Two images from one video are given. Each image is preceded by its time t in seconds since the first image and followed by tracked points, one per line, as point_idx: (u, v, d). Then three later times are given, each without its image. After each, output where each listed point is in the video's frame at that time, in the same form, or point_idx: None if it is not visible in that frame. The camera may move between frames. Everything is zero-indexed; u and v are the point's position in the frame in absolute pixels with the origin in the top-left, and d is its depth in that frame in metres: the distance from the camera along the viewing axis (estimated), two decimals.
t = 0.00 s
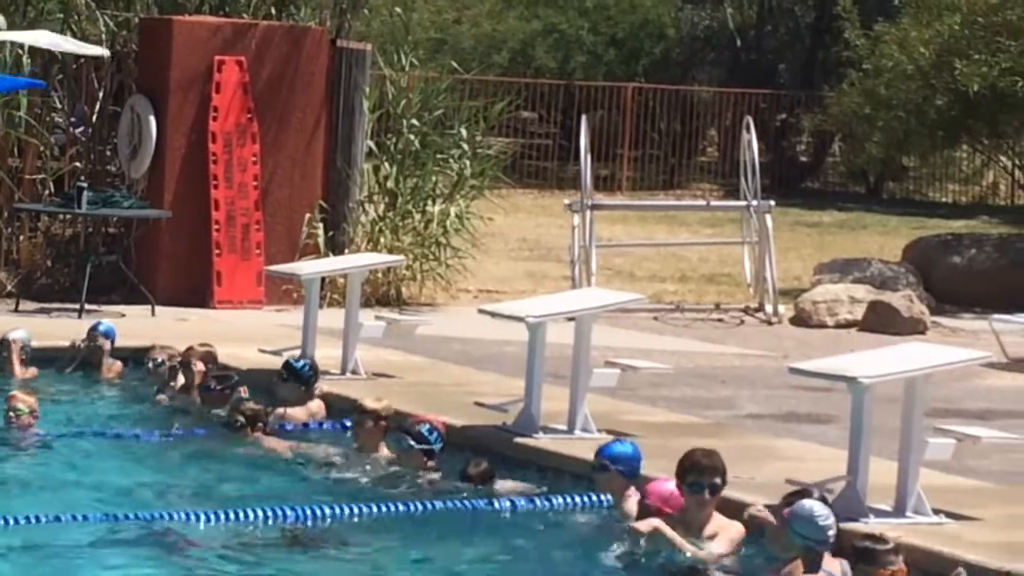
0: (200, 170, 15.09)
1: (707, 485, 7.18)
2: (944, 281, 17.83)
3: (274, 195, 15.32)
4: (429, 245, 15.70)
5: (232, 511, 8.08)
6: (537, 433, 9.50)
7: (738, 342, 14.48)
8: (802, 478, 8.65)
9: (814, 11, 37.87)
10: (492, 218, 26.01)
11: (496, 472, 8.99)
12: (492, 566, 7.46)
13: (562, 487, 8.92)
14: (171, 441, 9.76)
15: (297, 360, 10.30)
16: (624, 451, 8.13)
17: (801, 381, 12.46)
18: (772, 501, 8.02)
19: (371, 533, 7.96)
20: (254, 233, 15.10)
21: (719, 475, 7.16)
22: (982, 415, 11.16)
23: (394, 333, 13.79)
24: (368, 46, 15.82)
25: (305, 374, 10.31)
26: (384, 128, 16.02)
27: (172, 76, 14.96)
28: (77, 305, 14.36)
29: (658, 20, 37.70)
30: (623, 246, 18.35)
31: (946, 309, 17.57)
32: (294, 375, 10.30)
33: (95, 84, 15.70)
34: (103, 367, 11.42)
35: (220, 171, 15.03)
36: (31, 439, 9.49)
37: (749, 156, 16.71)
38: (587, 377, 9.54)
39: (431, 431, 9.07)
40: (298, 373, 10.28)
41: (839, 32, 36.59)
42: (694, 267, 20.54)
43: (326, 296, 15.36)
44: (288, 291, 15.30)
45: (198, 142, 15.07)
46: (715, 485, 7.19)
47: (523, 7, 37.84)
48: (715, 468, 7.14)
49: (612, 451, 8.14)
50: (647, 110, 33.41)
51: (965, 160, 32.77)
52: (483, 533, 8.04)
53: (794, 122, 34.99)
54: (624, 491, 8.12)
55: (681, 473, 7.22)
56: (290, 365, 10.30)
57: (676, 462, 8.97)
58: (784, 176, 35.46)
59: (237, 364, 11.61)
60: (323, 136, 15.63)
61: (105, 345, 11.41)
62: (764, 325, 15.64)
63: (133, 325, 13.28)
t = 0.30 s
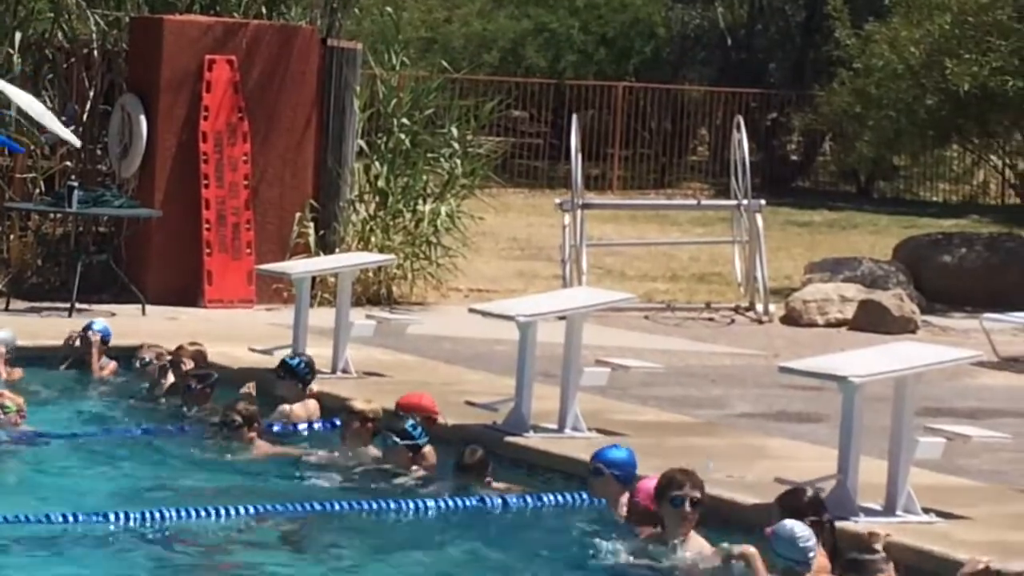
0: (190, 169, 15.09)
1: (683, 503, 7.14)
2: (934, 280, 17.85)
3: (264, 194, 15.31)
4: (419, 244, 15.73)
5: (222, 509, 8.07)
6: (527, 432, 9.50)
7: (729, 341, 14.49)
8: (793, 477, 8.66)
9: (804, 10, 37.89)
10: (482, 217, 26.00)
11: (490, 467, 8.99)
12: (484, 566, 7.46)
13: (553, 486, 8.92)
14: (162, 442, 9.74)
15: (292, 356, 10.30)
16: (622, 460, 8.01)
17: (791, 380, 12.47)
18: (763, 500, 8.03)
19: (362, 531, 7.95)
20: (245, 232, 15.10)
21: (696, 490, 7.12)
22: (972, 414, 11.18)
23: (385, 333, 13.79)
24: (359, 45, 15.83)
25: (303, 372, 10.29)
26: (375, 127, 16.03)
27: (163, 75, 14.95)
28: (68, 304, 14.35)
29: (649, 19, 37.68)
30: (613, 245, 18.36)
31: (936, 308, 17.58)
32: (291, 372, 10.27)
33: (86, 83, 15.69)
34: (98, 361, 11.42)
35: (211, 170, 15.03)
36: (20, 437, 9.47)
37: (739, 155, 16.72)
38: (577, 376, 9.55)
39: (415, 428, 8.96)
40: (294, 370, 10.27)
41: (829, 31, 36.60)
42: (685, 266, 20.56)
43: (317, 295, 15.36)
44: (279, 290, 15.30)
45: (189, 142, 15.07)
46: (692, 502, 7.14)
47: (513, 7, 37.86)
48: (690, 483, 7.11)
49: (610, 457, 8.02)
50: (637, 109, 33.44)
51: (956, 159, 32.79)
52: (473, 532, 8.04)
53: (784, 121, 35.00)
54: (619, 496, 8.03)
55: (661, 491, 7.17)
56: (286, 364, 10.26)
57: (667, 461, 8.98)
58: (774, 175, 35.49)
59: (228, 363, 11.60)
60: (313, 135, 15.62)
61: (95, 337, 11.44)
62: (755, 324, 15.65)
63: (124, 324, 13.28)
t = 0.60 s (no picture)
0: (183, 170, 15.07)
1: (669, 495, 7.23)
2: (928, 279, 17.85)
3: (257, 194, 15.31)
4: (412, 245, 15.77)
5: (214, 510, 8.08)
6: (521, 432, 9.51)
7: (722, 340, 14.49)
8: (786, 476, 8.67)
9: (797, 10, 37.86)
10: (476, 217, 26.02)
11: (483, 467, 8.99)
12: (477, 567, 7.46)
13: (547, 486, 8.93)
14: (155, 443, 9.74)
15: (288, 375, 10.27)
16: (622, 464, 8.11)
17: (785, 379, 12.48)
18: (756, 499, 8.03)
19: (356, 532, 7.95)
20: (238, 232, 15.09)
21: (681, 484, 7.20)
22: (966, 413, 11.18)
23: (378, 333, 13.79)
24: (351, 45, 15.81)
25: (297, 388, 10.21)
26: (367, 127, 15.97)
27: (155, 76, 14.94)
28: (61, 305, 14.36)
29: (641, 19, 37.64)
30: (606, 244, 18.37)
31: (929, 306, 17.60)
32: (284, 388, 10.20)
33: (78, 84, 15.62)
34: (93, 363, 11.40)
35: (204, 170, 15.03)
36: (12, 437, 9.47)
37: (732, 154, 16.72)
38: (571, 376, 9.55)
39: (401, 421, 9.00)
40: (287, 384, 10.21)
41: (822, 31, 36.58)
42: (678, 266, 20.56)
43: (310, 295, 15.36)
44: (271, 290, 15.31)
45: (181, 143, 15.05)
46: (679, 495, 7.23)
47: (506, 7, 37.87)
48: (678, 477, 7.20)
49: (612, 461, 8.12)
50: (630, 109, 33.47)
51: (948, 158, 32.76)
52: (466, 533, 8.05)
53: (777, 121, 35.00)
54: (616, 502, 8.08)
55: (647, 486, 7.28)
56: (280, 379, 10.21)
57: (660, 460, 8.98)
58: (766, 175, 35.51)
59: (222, 364, 11.61)
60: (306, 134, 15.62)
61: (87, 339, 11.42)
62: (748, 324, 15.65)
63: (117, 325, 13.29)
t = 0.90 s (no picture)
0: (179, 165, 15.04)
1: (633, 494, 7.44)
2: (924, 271, 17.84)
3: (252, 189, 15.29)
4: (409, 239, 15.74)
5: (211, 506, 8.07)
6: (518, 425, 9.50)
7: (719, 333, 14.48)
8: (784, 469, 8.66)
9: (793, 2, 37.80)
10: (472, 211, 25.99)
11: (479, 461, 8.98)
12: (475, 562, 7.44)
13: (544, 480, 8.92)
14: (150, 438, 9.72)
15: (283, 368, 10.28)
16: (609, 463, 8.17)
17: (782, 371, 12.47)
18: (753, 492, 8.02)
19: (354, 527, 7.94)
20: (234, 227, 15.07)
21: (641, 489, 7.40)
22: (963, 405, 11.17)
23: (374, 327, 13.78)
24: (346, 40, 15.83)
25: (292, 380, 10.22)
26: (364, 121, 16.03)
27: (150, 71, 14.92)
28: (57, 300, 14.35)
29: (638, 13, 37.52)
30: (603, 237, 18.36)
31: (926, 299, 17.58)
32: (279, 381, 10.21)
33: (74, 79, 15.64)
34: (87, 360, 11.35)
35: (200, 165, 15.01)
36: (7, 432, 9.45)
37: (727, 146, 16.70)
38: (568, 368, 9.54)
39: (401, 417, 9.02)
40: (281, 376, 10.21)
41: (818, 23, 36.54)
42: (675, 258, 20.55)
43: (307, 290, 15.35)
44: (268, 285, 15.30)
45: (177, 138, 15.03)
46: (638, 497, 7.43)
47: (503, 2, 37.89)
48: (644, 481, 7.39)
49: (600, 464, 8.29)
50: (627, 102, 33.46)
51: (945, 151, 32.72)
52: (463, 527, 8.04)
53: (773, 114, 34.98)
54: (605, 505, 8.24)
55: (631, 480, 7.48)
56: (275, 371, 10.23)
57: (658, 453, 8.97)
58: (763, 167, 35.47)
59: (218, 359, 11.60)
60: (301, 129, 15.60)
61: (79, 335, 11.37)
62: (745, 316, 15.63)
63: (112, 320, 13.28)
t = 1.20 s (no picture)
0: (177, 150, 15.05)
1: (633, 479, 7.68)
2: (923, 253, 17.84)
3: (251, 173, 15.32)
4: (408, 223, 15.76)
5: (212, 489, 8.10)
6: (518, 408, 9.51)
7: (717, 315, 14.49)
8: (784, 450, 8.68)
9: None
10: (470, 194, 25.97)
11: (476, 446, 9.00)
12: (476, 547, 7.47)
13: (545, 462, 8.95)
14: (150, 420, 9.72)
15: (283, 344, 10.28)
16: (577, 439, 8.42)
17: (781, 353, 12.48)
18: (754, 473, 8.04)
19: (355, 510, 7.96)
20: (233, 211, 15.08)
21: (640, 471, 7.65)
22: (962, 385, 11.18)
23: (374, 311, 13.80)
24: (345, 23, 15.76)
25: (293, 356, 10.22)
26: (360, 105, 16.00)
27: (148, 56, 14.92)
28: (57, 285, 14.37)
29: None
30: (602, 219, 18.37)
31: (924, 280, 17.59)
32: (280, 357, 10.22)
33: (72, 64, 15.62)
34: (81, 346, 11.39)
35: (198, 150, 15.01)
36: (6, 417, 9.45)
37: (725, 129, 16.71)
38: (567, 350, 9.56)
39: (411, 398, 9.15)
40: (282, 352, 10.20)
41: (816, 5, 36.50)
42: (674, 241, 20.55)
43: (306, 273, 15.36)
44: (267, 269, 15.31)
45: (175, 122, 15.04)
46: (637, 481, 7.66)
47: None
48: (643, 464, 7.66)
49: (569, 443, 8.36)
50: (625, 85, 33.45)
51: (943, 132, 32.69)
52: (464, 510, 8.06)
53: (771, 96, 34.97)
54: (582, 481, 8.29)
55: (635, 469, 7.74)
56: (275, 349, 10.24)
57: (657, 435, 8.99)
58: (761, 149, 35.43)
59: (218, 342, 11.61)
60: (300, 113, 15.59)
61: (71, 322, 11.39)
62: (744, 299, 15.64)
63: (111, 304, 13.29)
